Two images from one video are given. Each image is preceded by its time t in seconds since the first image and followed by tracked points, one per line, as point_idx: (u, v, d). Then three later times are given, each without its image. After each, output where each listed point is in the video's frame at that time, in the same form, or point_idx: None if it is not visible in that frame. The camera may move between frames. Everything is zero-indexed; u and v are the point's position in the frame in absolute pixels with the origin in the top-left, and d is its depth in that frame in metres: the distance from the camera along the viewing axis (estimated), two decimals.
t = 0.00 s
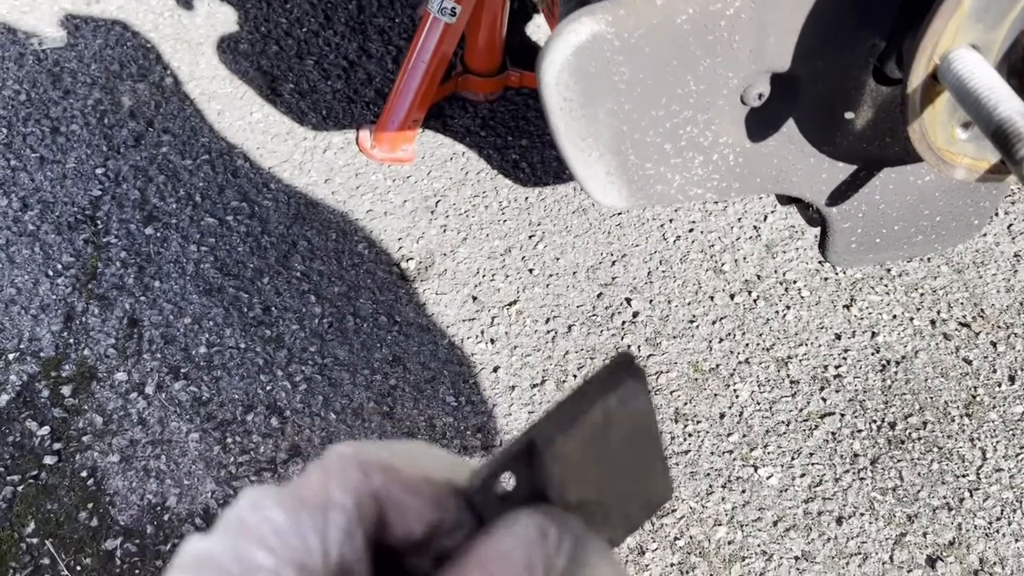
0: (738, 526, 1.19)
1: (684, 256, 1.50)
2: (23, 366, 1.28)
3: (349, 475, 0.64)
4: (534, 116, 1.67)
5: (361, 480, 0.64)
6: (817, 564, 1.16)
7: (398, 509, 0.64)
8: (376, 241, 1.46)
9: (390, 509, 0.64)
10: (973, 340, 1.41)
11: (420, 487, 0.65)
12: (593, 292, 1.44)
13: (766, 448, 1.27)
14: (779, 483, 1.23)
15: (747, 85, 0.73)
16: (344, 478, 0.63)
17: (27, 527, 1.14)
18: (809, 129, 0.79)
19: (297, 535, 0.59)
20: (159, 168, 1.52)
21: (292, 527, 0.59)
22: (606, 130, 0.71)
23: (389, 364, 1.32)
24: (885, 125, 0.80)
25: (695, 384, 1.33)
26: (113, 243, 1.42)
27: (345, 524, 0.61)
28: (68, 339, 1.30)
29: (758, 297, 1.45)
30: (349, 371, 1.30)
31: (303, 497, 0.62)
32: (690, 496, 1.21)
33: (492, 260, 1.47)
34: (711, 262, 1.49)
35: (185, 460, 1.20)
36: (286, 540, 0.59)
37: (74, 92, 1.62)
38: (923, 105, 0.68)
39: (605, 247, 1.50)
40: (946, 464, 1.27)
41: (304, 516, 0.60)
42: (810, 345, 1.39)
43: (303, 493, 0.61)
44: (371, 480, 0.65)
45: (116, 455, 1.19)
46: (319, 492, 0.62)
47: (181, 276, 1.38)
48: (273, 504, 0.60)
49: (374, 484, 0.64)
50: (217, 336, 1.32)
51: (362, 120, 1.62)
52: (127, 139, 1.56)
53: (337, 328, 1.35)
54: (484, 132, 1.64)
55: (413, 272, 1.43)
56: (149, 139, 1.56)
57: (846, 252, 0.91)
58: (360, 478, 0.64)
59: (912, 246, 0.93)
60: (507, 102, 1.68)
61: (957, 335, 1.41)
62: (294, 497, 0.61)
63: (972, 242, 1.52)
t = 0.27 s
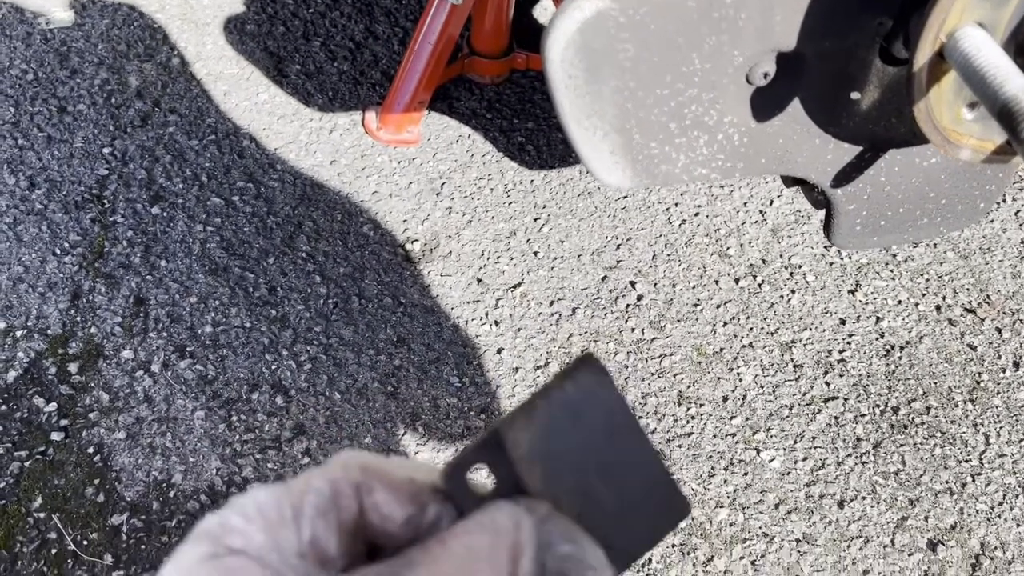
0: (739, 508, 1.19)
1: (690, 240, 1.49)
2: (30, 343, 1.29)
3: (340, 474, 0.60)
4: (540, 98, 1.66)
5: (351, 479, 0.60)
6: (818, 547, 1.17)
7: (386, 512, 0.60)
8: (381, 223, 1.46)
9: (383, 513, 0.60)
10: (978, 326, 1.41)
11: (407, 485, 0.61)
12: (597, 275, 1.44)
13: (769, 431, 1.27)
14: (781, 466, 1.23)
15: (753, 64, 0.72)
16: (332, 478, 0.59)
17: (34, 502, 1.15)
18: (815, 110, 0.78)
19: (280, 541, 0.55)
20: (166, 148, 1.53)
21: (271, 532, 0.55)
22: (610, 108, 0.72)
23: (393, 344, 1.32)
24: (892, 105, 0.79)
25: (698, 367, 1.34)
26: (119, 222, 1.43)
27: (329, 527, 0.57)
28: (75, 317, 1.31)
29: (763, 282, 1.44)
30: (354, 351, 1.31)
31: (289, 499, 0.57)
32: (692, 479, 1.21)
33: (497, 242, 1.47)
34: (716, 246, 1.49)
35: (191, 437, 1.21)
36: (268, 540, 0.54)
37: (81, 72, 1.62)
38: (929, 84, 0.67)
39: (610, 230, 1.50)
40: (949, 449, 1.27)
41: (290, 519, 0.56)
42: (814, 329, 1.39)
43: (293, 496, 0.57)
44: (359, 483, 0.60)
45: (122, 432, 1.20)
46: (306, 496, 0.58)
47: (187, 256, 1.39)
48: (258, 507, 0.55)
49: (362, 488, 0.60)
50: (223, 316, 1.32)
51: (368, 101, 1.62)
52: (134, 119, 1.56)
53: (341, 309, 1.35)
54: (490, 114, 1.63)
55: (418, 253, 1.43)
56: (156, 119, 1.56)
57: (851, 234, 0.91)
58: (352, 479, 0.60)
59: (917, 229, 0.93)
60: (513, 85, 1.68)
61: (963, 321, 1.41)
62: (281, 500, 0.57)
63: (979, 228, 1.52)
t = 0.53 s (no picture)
0: (751, 471, 1.19)
1: (704, 207, 1.48)
2: (46, 302, 1.30)
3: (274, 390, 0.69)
4: (553, 65, 1.65)
5: (283, 392, 0.69)
6: (830, 509, 1.17)
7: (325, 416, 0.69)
8: (394, 188, 1.46)
9: (317, 419, 0.69)
10: (993, 294, 1.40)
11: (343, 390, 0.71)
12: (610, 241, 1.44)
13: (781, 395, 1.27)
14: (793, 429, 1.24)
15: (773, 12, 0.72)
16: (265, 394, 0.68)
17: (52, 456, 1.17)
18: (836, 61, 0.77)
19: (219, 453, 0.64)
20: (180, 112, 1.53)
21: (209, 446, 0.64)
22: (628, 55, 0.71)
23: (407, 308, 1.33)
24: (914, 56, 0.78)
25: (711, 332, 1.33)
26: (134, 185, 1.43)
27: (263, 438, 0.66)
28: (90, 278, 1.32)
29: (776, 249, 1.44)
30: (367, 314, 1.31)
31: (224, 418, 0.66)
32: (703, 441, 1.22)
33: (511, 208, 1.47)
34: (730, 213, 1.48)
35: (206, 395, 1.22)
36: (205, 455, 0.64)
37: (95, 37, 1.62)
38: (953, 28, 0.75)
39: (623, 197, 1.49)
40: (962, 414, 1.27)
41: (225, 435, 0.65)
42: (828, 296, 1.39)
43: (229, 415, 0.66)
44: (292, 396, 0.69)
45: (137, 390, 1.22)
46: (240, 413, 0.67)
47: (201, 218, 1.39)
48: (196, 429, 0.65)
49: (296, 399, 0.69)
50: (237, 277, 1.33)
51: (381, 67, 1.61)
52: (148, 84, 1.56)
53: (355, 272, 1.35)
54: (503, 81, 1.62)
55: (431, 218, 1.43)
56: (170, 83, 1.56)
57: (868, 190, 0.89)
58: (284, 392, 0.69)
59: (934, 186, 0.92)
60: (526, 52, 1.66)
61: (978, 289, 1.40)
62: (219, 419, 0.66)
63: (995, 196, 1.50)
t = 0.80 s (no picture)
0: (757, 404, 1.18)
1: (713, 144, 1.37)
2: (44, 234, 1.30)
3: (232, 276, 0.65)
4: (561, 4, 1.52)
5: (243, 275, 0.65)
6: (837, 443, 1.16)
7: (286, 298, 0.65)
8: (394, 125, 1.39)
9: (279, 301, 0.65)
10: (1009, 234, 1.30)
11: (309, 276, 0.66)
12: (616, 179, 1.34)
13: (790, 330, 1.23)
14: (801, 364, 1.20)
15: None
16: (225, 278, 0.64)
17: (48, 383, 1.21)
18: None
19: (174, 329, 0.60)
20: (179, 48, 1.47)
21: (163, 324, 0.60)
22: None
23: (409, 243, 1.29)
24: None
25: (717, 269, 1.26)
26: (132, 119, 1.40)
27: (222, 320, 0.62)
28: (88, 210, 1.32)
29: (786, 188, 1.33)
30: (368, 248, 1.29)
31: (180, 299, 0.62)
32: (708, 375, 1.19)
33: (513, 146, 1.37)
34: (740, 151, 1.36)
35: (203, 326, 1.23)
36: (159, 333, 0.60)
37: None
38: None
39: (630, 134, 1.38)
40: (974, 351, 1.22)
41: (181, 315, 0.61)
42: (838, 234, 1.30)
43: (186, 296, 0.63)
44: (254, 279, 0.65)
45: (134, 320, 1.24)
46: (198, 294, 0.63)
47: (200, 152, 1.37)
48: (150, 308, 0.61)
49: (259, 282, 0.65)
50: (236, 211, 1.31)
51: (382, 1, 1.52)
52: (147, 20, 1.50)
53: (356, 207, 1.32)
54: (507, 19, 1.50)
55: (433, 154, 1.37)
56: (169, 20, 1.50)
57: (879, 103, 0.85)
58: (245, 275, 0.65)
59: (949, 100, 0.87)
60: None
61: (993, 229, 1.31)
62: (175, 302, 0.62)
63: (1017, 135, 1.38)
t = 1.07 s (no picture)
0: (758, 380, 1.16)
1: (716, 118, 1.29)
2: (38, 206, 1.29)
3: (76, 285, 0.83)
4: None
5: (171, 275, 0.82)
6: (838, 420, 1.14)
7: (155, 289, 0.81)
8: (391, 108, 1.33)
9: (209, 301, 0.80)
10: (1016, 211, 1.24)
11: (276, 274, 0.78)
12: (617, 153, 1.28)
13: (792, 306, 1.20)
14: (803, 340, 1.18)
15: None
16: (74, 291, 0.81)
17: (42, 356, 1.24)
18: None
19: (137, 323, 0.74)
20: (176, 19, 1.36)
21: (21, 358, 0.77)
22: None
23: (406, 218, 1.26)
24: None
25: (719, 244, 1.23)
26: (127, 91, 1.34)
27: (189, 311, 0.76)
28: (83, 182, 1.30)
29: (790, 163, 1.27)
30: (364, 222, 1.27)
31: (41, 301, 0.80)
32: (708, 351, 1.17)
33: (514, 119, 1.31)
34: (744, 126, 1.28)
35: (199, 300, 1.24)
36: (128, 324, 0.74)
37: None
38: None
39: (631, 108, 1.30)
40: (980, 328, 1.19)
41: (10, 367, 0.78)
42: (844, 209, 1.25)
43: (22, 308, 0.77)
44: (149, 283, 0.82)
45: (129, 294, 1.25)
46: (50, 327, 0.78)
47: (195, 124, 1.32)
48: None
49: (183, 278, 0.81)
50: (231, 184, 1.29)
51: None
52: None
53: (352, 180, 1.29)
54: None
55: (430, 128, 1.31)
56: None
57: (879, 73, 0.83)
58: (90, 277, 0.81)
59: (952, 69, 0.85)
60: None
61: (1000, 204, 1.24)
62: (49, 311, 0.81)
63: None
